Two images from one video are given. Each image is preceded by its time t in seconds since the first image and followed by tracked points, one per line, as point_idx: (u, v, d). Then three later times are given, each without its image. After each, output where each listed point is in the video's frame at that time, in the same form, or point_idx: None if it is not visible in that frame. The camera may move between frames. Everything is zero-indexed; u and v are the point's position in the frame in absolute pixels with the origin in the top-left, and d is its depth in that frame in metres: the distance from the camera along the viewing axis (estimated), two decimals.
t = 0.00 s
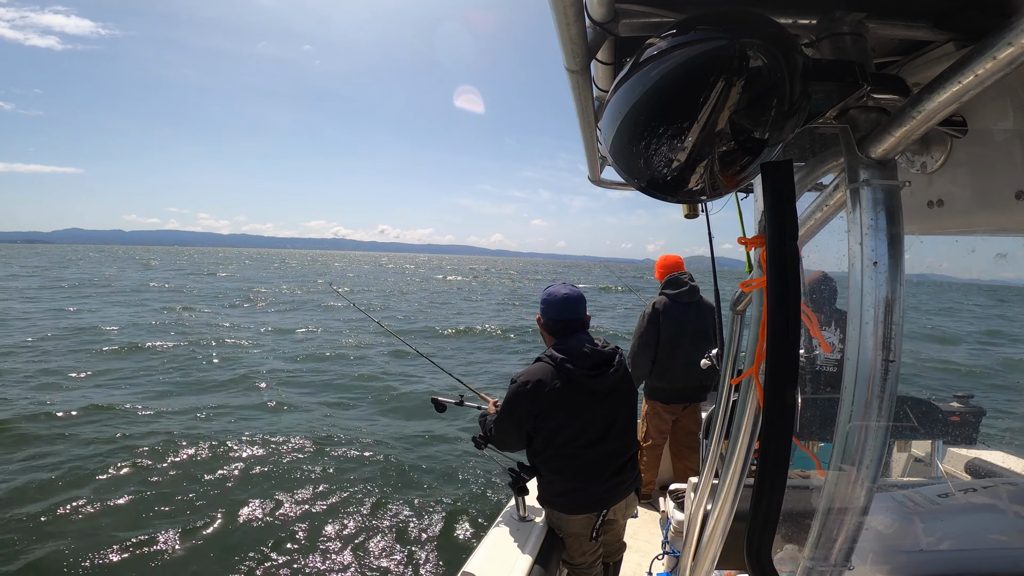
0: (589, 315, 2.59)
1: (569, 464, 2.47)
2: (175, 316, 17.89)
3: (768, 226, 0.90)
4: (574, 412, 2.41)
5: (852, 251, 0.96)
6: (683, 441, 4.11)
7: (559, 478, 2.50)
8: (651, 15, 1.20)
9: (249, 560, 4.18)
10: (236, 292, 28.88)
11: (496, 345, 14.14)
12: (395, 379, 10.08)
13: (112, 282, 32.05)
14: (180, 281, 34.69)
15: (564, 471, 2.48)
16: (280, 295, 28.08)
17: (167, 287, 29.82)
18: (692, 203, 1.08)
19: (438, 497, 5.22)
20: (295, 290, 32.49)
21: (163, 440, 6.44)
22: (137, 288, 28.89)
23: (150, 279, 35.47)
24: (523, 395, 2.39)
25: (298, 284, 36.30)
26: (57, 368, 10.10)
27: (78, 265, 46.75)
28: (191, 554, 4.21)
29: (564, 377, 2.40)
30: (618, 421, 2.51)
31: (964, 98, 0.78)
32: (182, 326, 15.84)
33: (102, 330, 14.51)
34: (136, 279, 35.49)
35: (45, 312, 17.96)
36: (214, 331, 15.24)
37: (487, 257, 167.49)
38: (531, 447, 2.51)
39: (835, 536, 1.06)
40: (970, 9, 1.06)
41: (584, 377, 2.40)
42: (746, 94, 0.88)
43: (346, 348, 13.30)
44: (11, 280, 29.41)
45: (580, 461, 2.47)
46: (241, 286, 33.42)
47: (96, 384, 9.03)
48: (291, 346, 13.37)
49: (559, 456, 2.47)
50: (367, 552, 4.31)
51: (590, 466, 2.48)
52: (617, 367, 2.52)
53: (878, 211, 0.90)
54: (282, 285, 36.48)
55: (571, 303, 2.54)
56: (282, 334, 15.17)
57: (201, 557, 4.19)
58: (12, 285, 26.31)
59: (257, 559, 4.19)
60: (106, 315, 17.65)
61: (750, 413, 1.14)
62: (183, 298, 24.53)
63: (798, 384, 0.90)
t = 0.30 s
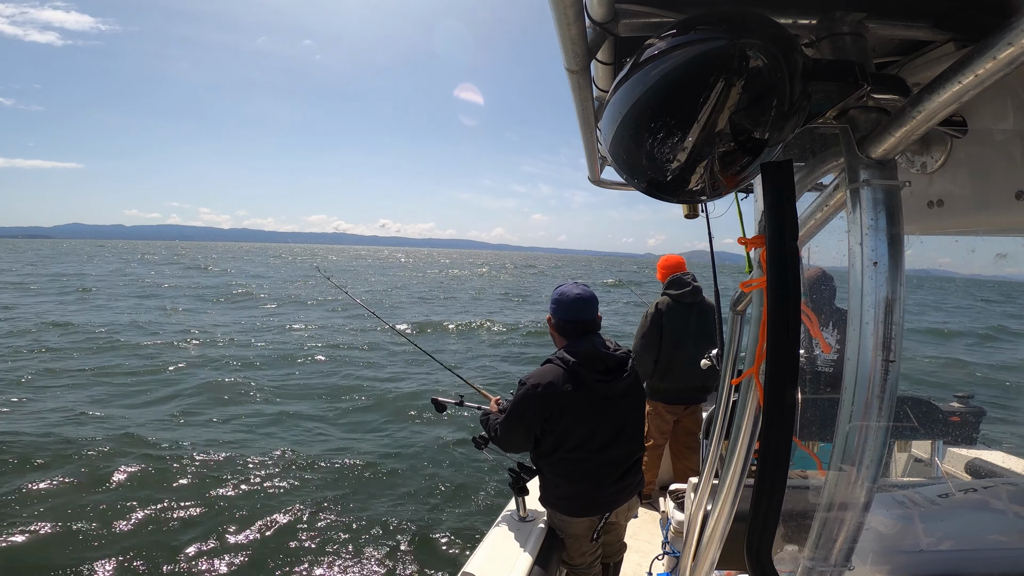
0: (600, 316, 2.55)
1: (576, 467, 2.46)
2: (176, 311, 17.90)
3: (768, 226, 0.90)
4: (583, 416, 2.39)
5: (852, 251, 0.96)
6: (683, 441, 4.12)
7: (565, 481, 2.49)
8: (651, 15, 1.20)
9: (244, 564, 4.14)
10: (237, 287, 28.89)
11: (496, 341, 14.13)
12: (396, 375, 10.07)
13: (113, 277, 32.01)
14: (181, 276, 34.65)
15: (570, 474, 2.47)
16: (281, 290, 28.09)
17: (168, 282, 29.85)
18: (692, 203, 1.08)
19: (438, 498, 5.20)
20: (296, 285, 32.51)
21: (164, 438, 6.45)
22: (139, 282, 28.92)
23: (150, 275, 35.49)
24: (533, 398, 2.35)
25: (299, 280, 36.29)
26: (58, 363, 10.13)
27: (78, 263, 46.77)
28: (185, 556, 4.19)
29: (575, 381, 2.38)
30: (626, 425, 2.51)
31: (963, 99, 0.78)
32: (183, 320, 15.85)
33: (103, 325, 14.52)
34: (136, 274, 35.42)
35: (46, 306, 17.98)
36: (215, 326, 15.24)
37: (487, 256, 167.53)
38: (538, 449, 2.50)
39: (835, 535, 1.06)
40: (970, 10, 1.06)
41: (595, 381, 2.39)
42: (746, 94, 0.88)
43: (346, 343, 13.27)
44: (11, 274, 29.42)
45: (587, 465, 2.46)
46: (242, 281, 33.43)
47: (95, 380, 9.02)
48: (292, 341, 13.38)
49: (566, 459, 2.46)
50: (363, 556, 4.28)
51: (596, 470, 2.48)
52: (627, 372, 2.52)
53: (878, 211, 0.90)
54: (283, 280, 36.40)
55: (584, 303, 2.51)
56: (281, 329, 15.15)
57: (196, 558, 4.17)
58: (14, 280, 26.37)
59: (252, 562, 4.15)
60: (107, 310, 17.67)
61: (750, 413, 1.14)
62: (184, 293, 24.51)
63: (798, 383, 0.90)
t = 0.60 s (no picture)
0: (608, 319, 2.54)
1: (580, 471, 2.46)
2: (177, 308, 17.93)
3: (768, 227, 0.91)
4: (588, 421, 2.39)
5: (852, 251, 0.96)
6: (684, 442, 4.11)
7: (568, 484, 2.50)
8: (651, 15, 1.20)
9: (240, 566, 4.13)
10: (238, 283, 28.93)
11: (498, 339, 14.12)
12: (397, 373, 10.07)
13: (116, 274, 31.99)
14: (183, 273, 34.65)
15: (574, 478, 2.48)
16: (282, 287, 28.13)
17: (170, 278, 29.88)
18: (692, 203, 1.08)
19: (439, 499, 5.19)
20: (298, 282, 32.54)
21: (164, 438, 6.46)
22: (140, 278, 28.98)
23: (151, 271, 35.57)
24: (539, 402, 2.36)
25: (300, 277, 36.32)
26: (60, 359, 10.15)
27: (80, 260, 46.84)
28: (179, 558, 4.20)
29: (581, 386, 2.38)
30: (632, 430, 2.50)
31: (963, 98, 0.78)
32: (184, 317, 15.86)
33: (104, 322, 14.54)
34: (139, 270, 35.43)
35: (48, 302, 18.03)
36: (216, 323, 15.25)
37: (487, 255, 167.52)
38: (542, 452, 2.50)
39: (835, 535, 1.06)
40: (970, 10, 1.06)
41: (601, 386, 2.39)
42: (746, 94, 0.88)
43: (348, 341, 13.27)
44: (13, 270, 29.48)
45: (591, 469, 2.46)
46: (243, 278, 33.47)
47: (96, 377, 9.03)
48: (293, 338, 13.39)
49: (569, 463, 2.46)
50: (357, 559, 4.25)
51: (601, 474, 2.47)
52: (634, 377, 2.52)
53: (878, 211, 0.90)
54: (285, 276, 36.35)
55: (591, 306, 2.50)
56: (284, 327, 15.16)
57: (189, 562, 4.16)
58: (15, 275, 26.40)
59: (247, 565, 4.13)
60: (108, 306, 17.69)
61: (750, 414, 1.14)
62: (186, 288, 24.54)
63: (798, 384, 0.90)
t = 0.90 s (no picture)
0: (607, 319, 2.54)
1: (579, 472, 2.46)
2: (177, 309, 17.93)
3: (768, 226, 0.91)
4: (586, 422, 2.39)
5: (852, 251, 0.96)
6: (683, 442, 4.11)
7: (568, 484, 2.50)
8: (651, 15, 1.20)
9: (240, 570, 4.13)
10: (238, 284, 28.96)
11: (497, 340, 14.13)
12: (397, 374, 10.09)
13: (116, 275, 31.98)
14: (184, 274, 34.64)
15: (573, 478, 2.48)
16: (282, 287, 28.17)
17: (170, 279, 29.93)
18: (692, 203, 1.08)
19: (438, 500, 5.18)
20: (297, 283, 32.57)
21: (164, 440, 6.46)
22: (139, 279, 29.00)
23: (151, 271, 35.60)
24: (536, 403, 2.35)
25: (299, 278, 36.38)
26: (60, 360, 10.15)
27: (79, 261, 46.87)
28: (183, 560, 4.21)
29: (578, 386, 2.38)
30: (631, 431, 2.50)
31: (963, 98, 0.78)
32: (184, 318, 15.86)
33: (104, 323, 14.54)
34: (139, 271, 35.44)
35: (48, 303, 18.03)
36: (216, 324, 15.26)
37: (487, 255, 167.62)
38: (541, 453, 2.49)
39: (836, 535, 1.06)
40: (969, 10, 1.05)
41: (599, 387, 2.39)
42: (746, 94, 0.88)
43: (348, 342, 13.28)
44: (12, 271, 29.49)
45: (590, 470, 2.46)
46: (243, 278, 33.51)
47: (97, 378, 9.05)
48: (293, 339, 13.40)
49: (568, 463, 2.46)
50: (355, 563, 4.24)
51: (600, 475, 2.47)
52: (632, 377, 2.51)
53: (878, 211, 0.90)
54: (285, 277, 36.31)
55: (590, 306, 2.50)
56: (284, 327, 15.17)
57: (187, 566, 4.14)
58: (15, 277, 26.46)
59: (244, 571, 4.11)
60: (107, 307, 17.69)
61: (750, 414, 1.14)
62: (187, 289, 24.54)
63: (798, 384, 0.90)
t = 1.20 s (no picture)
0: (606, 319, 2.54)
1: (578, 472, 2.46)
2: (177, 313, 17.94)
3: (768, 226, 0.91)
4: (585, 422, 2.38)
5: (852, 251, 0.96)
6: (683, 442, 4.11)
7: (567, 485, 2.50)
8: (651, 15, 1.20)
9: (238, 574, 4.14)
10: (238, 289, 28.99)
11: (497, 342, 14.13)
12: (397, 377, 10.10)
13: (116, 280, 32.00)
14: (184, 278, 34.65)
15: (572, 479, 2.48)
16: (282, 292, 28.19)
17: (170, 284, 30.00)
18: (692, 203, 1.08)
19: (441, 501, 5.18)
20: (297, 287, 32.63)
21: (165, 443, 6.46)
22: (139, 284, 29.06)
23: (151, 276, 35.64)
24: (534, 404, 2.35)
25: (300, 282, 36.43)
26: (61, 365, 10.15)
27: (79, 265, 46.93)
28: (183, 563, 4.22)
29: (577, 387, 2.37)
30: (630, 431, 2.49)
31: (963, 98, 0.78)
32: (184, 323, 15.87)
33: (104, 328, 14.55)
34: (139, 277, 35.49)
35: (48, 310, 18.03)
36: (217, 328, 15.27)
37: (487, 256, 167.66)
38: (540, 453, 2.49)
39: (836, 535, 1.06)
40: (970, 10, 1.05)
41: (597, 388, 2.38)
42: (746, 94, 0.88)
43: (348, 346, 13.29)
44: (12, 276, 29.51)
45: (589, 470, 2.46)
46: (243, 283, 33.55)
47: (98, 382, 9.06)
48: (293, 343, 13.41)
49: (568, 464, 2.46)
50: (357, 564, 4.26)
51: (599, 476, 2.47)
52: (632, 377, 2.50)
53: (878, 211, 0.90)
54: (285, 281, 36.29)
55: (589, 306, 2.50)
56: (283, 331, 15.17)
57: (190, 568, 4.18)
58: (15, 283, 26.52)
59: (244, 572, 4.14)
60: (108, 312, 17.70)
61: (750, 413, 1.14)
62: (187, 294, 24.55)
63: (798, 384, 0.90)
